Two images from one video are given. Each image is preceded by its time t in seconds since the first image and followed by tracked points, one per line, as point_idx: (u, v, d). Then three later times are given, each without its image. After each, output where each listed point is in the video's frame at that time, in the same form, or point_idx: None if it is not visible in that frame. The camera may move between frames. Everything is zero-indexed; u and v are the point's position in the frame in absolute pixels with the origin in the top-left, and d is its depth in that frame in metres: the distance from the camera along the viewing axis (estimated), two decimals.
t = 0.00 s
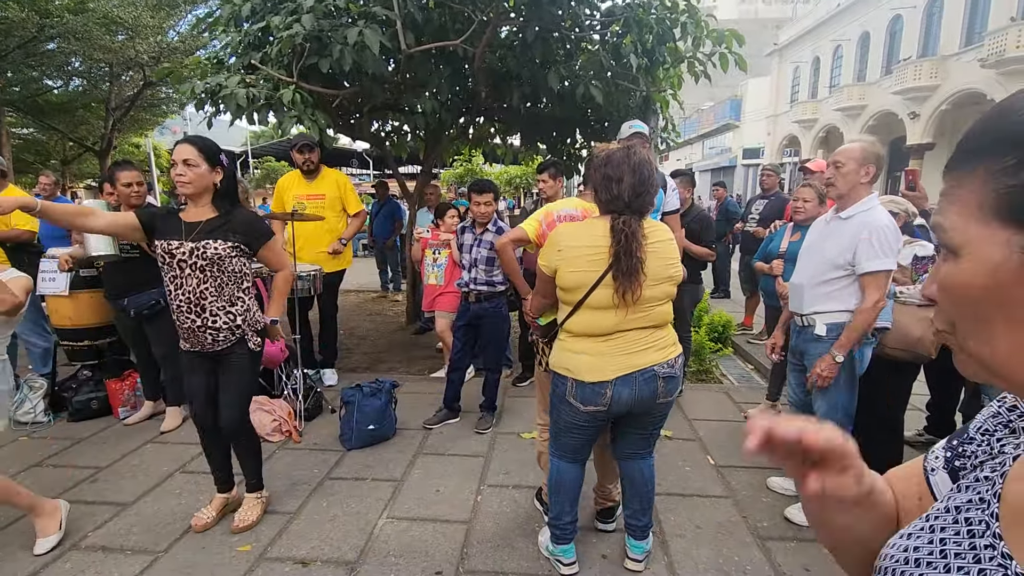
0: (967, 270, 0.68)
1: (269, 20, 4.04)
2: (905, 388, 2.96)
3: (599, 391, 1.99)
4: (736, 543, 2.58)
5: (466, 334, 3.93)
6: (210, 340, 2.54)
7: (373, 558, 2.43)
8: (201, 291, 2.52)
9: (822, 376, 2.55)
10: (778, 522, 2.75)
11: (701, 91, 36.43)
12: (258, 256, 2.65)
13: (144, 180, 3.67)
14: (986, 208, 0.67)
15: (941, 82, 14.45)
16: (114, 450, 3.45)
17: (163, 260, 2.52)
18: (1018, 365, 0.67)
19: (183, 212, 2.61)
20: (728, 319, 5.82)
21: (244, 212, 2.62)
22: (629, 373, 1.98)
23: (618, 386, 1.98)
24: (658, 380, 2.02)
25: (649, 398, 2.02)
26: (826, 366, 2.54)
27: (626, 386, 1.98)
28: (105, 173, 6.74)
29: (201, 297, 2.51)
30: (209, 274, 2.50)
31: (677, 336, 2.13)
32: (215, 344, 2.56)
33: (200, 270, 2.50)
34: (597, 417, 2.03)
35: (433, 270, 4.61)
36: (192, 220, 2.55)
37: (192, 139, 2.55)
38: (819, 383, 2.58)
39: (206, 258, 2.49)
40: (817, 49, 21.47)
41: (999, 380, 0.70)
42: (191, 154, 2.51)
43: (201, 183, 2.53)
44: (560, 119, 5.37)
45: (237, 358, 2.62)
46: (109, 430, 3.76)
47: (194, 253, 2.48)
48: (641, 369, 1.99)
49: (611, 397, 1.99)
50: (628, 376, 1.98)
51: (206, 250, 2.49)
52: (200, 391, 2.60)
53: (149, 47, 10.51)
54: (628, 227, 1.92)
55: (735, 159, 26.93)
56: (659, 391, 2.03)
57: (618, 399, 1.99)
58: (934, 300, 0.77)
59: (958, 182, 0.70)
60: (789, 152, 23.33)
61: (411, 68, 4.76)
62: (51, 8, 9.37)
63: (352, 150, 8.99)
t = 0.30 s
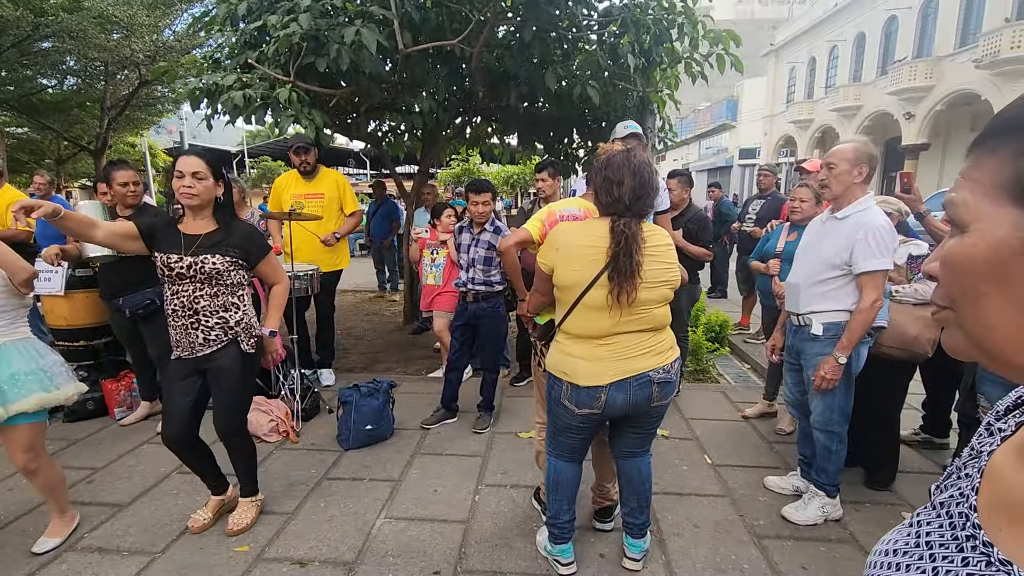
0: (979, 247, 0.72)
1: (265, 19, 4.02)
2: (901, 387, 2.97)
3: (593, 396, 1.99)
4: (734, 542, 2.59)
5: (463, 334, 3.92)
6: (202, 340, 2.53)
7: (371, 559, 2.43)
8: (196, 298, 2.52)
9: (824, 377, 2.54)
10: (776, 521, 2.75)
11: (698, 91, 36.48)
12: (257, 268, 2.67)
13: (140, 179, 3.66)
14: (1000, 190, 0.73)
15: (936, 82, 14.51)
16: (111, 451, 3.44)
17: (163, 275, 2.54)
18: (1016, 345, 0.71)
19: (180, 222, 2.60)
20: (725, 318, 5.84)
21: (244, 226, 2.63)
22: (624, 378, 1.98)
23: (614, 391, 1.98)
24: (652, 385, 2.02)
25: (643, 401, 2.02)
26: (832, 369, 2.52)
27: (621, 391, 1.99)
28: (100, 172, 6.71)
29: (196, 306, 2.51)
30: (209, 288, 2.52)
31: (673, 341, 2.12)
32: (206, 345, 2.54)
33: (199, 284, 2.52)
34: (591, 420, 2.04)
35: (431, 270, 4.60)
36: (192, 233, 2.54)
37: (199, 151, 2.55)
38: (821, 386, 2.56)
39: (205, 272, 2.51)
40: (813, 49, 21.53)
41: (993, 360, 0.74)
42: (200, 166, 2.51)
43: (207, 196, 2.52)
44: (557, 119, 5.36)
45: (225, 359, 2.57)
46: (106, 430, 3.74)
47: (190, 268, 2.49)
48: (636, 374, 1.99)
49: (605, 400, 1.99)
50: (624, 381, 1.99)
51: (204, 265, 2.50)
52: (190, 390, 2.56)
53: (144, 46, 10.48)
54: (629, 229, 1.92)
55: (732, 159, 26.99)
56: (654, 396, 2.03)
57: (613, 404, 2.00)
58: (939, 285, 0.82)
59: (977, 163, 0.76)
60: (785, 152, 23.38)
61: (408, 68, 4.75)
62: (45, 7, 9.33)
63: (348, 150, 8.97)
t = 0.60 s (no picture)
0: (937, 235, 0.74)
1: (263, 21, 4.04)
2: (897, 387, 2.98)
3: (583, 392, 2.01)
4: (732, 541, 2.59)
5: (461, 334, 3.92)
6: (196, 345, 2.54)
7: (369, 559, 2.43)
8: (190, 293, 2.51)
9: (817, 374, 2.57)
10: (773, 520, 2.76)
11: (695, 93, 36.58)
12: (249, 260, 2.66)
13: (139, 181, 3.66)
14: (971, 186, 0.73)
15: (932, 84, 14.57)
16: (109, 452, 3.44)
17: (153, 266, 2.51)
18: (985, 328, 0.71)
19: (172, 217, 2.62)
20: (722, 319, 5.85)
21: (237, 217, 2.63)
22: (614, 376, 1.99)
23: (604, 389, 1.99)
24: (643, 387, 2.03)
25: (632, 400, 2.03)
26: (824, 367, 2.55)
27: (611, 389, 1.99)
28: (99, 174, 6.71)
29: (189, 301, 2.50)
30: (201, 279, 2.51)
31: (667, 344, 2.14)
32: (200, 349, 2.55)
33: (190, 274, 2.50)
34: (581, 417, 2.05)
35: (428, 271, 4.61)
36: (183, 224, 2.56)
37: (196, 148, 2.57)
38: (814, 383, 2.60)
39: (198, 262, 2.49)
40: (809, 51, 21.60)
41: (972, 349, 0.74)
42: (201, 157, 2.53)
43: (205, 188, 2.55)
44: (555, 121, 5.37)
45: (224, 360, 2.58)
46: (105, 432, 3.74)
47: (180, 259, 2.48)
48: (629, 374, 2.00)
49: (595, 397, 2.00)
50: (615, 379, 2.00)
51: (197, 255, 2.49)
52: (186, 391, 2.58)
53: (142, 48, 10.49)
54: (628, 230, 1.94)
55: (729, 160, 27.08)
56: (642, 398, 2.04)
57: (602, 401, 2.01)
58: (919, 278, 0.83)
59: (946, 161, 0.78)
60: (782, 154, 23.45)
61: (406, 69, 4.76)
62: (42, 9, 9.35)
63: (347, 152, 8.98)
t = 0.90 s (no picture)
0: (925, 245, 0.87)
1: (260, 23, 4.03)
2: (893, 388, 3.00)
3: (583, 397, 2.00)
4: (730, 543, 2.60)
5: (459, 337, 3.92)
6: (196, 344, 2.51)
7: (367, 563, 2.42)
8: (188, 297, 2.52)
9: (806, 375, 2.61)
10: (771, 522, 2.77)
11: (692, 95, 36.68)
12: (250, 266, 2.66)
13: (135, 184, 3.65)
14: (950, 202, 0.84)
15: (927, 86, 14.62)
16: (104, 456, 3.42)
17: (152, 275, 2.52)
18: (969, 323, 0.82)
19: (170, 223, 2.60)
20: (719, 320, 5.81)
21: (236, 223, 2.62)
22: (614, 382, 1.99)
23: (605, 394, 1.99)
24: (643, 391, 2.03)
25: (632, 404, 2.03)
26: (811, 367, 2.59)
27: (611, 395, 2.00)
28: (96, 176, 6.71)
29: (189, 305, 2.51)
30: (200, 286, 2.53)
31: (666, 348, 2.14)
32: (201, 348, 2.52)
33: (189, 282, 2.52)
34: (580, 422, 2.05)
35: (426, 274, 4.61)
36: (180, 232, 2.54)
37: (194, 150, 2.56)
38: (806, 384, 2.62)
39: (197, 269, 2.51)
40: (805, 54, 21.68)
41: (968, 343, 0.84)
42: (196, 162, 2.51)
43: (203, 193, 2.54)
44: (552, 123, 5.38)
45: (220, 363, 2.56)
46: (101, 435, 3.73)
47: (178, 265, 2.49)
48: (628, 379, 2.00)
49: (595, 404, 2.00)
50: (617, 384, 1.99)
51: (195, 263, 2.50)
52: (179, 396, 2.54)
53: (138, 50, 10.48)
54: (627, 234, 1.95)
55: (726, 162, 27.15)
56: (643, 402, 2.04)
57: (602, 407, 2.01)
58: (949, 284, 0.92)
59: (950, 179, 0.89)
60: (778, 156, 23.52)
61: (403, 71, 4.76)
62: (39, 11, 9.36)
63: (343, 154, 8.98)
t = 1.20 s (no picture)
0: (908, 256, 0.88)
1: (259, 27, 4.04)
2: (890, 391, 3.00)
3: (589, 400, 1.99)
4: (727, 546, 2.60)
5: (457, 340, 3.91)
6: (194, 348, 2.52)
7: (364, 567, 2.42)
8: (192, 301, 2.52)
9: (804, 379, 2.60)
10: (768, 525, 2.77)
11: (689, 98, 36.79)
12: (247, 268, 2.66)
13: (131, 187, 3.64)
14: (925, 215, 0.86)
15: (923, 90, 14.69)
16: (100, 460, 3.41)
17: (155, 278, 2.51)
18: (945, 332, 0.83)
19: (168, 226, 2.61)
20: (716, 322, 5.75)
21: (231, 223, 2.62)
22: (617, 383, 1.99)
23: (609, 396, 1.99)
24: (645, 388, 2.04)
25: (636, 403, 2.04)
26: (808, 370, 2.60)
27: (615, 396, 2.00)
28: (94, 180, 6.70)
29: (192, 309, 2.51)
30: (205, 289, 2.52)
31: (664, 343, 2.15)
32: (198, 352, 2.53)
33: (193, 283, 2.51)
34: (586, 426, 2.04)
35: (423, 276, 4.61)
36: (179, 235, 2.54)
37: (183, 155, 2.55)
38: (800, 387, 2.63)
39: (200, 271, 2.50)
40: (802, 57, 21.77)
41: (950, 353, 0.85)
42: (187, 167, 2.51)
43: (197, 199, 2.54)
44: (549, 126, 5.39)
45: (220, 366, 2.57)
46: (98, 439, 3.72)
47: (184, 267, 2.48)
48: (630, 377, 2.01)
49: (599, 406, 2.00)
50: (620, 385, 2.00)
51: (199, 263, 2.50)
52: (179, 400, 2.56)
53: (136, 53, 10.48)
54: (623, 237, 1.96)
55: (723, 165, 27.22)
56: (646, 399, 2.05)
57: (606, 409, 2.00)
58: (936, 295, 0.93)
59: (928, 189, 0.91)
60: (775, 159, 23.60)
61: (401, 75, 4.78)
62: (36, 14, 9.37)
63: (341, 157, 8.97)
